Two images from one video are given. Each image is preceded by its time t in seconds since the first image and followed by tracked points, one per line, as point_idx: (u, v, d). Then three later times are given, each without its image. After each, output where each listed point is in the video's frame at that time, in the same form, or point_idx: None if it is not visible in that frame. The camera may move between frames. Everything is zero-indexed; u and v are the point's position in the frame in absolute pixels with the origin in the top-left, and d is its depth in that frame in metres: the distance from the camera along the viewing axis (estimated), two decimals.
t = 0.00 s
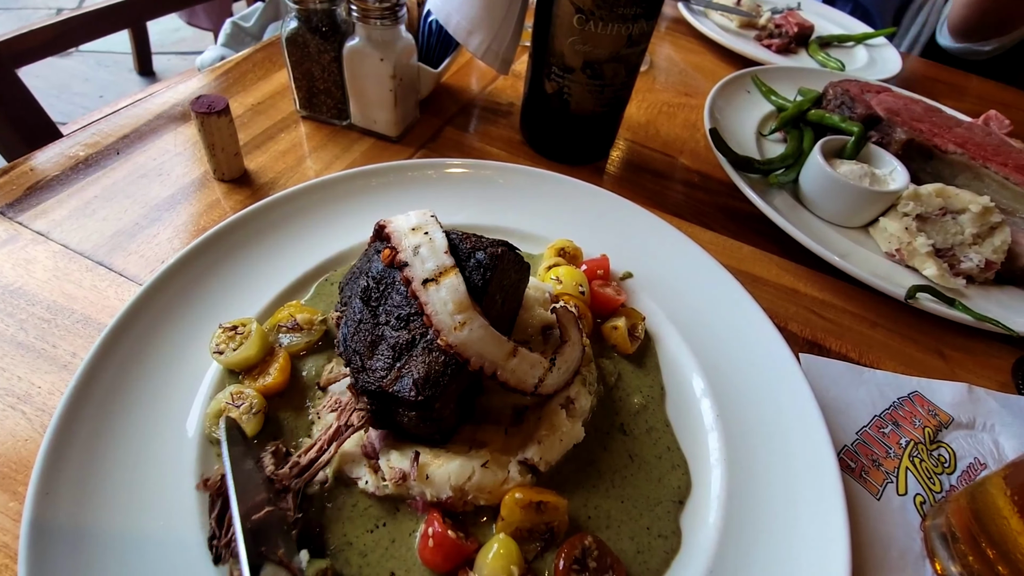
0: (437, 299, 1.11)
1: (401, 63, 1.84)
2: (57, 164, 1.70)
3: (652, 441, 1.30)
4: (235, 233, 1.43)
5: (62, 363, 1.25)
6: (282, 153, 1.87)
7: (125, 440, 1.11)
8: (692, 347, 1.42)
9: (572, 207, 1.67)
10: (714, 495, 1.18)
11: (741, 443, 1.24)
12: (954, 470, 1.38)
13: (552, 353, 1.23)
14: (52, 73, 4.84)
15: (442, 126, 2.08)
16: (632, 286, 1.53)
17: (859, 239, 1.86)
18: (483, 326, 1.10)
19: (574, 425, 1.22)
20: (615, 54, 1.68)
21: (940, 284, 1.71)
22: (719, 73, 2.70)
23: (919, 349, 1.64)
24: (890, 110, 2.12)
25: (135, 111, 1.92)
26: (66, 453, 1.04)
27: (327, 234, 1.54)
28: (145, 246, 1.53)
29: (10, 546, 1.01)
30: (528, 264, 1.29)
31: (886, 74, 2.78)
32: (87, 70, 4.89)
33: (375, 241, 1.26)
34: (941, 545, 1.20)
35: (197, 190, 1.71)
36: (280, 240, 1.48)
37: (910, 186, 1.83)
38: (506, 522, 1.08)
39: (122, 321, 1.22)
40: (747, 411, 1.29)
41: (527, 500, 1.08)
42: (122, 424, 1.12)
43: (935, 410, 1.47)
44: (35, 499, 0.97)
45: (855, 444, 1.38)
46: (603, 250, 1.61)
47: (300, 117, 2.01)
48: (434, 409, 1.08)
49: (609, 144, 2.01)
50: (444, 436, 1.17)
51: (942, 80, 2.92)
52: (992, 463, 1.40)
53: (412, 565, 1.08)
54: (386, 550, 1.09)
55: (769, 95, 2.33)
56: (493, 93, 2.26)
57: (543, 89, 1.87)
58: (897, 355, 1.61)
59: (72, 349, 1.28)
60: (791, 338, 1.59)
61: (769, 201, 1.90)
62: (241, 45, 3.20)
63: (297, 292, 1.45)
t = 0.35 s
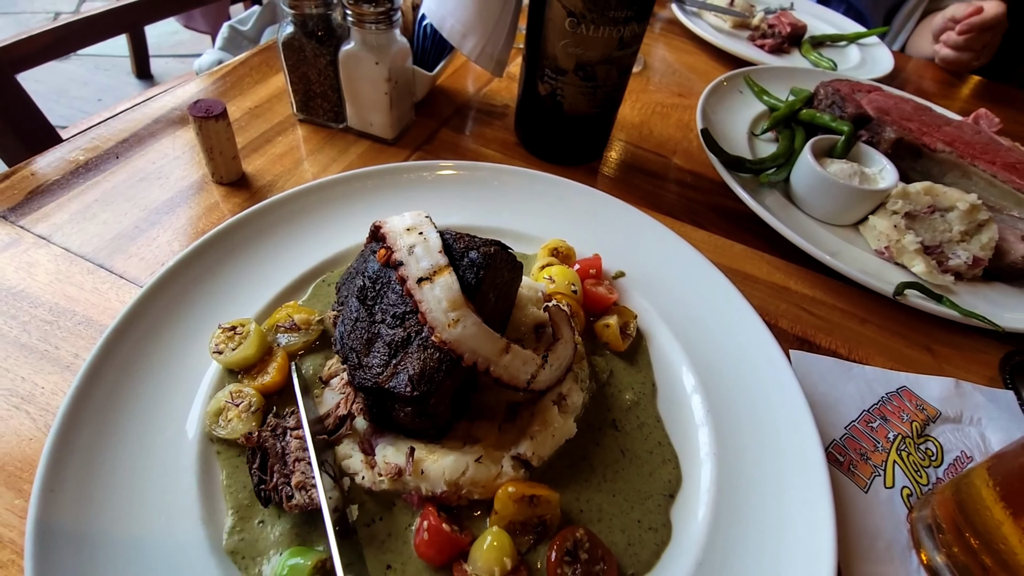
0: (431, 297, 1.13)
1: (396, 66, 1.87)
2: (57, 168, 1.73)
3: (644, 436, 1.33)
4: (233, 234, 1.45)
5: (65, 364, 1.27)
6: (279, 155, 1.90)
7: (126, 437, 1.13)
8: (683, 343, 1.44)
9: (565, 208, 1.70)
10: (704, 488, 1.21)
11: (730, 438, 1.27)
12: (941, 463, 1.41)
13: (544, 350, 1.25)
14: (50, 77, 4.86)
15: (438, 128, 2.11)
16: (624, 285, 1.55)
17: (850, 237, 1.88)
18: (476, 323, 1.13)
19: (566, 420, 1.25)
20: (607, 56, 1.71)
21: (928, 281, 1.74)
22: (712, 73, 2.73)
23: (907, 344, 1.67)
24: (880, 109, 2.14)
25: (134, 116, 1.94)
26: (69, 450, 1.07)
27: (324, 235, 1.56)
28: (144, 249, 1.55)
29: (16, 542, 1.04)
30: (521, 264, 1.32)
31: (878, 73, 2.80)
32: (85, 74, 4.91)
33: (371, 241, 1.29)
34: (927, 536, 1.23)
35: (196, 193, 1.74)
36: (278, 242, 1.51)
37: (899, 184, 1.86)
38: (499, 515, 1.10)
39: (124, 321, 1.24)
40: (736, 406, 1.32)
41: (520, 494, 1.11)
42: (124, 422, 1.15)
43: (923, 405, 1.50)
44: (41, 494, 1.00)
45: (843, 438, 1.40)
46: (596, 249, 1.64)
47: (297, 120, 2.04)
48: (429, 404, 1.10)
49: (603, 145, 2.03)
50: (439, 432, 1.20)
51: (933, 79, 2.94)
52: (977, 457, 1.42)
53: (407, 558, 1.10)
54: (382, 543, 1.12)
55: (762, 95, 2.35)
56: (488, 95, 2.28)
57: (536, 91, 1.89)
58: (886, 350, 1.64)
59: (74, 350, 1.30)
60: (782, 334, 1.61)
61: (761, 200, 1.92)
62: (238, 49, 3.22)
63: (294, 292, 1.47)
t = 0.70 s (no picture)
0: (432, 300, 1.11)
1: (395, 65, 1.85)
2: (53, 171, 1.71)
3: (649, 439, 1.31)
4: (231, 236, 1.43)
5: (61, 368, 1.26)
6: (278, 156, 1.88)
7: (123, 443, 1.11)
8: (687, 344, 1.42)
9: (567, 207, 1.68)
10: (711, 491, 1.19)
11: (737, 440, 1.25)
12: (950, 464, 1.39)
13: (547, 352, 1.24)
14: (48, 79, 4.84)
15: (438, 128, 2.09)
16: (627, 286, 1.53)
17: (854, 235, 1.87)
18: (478, 326, 1.11)
19: (570, 423, 1.23)
20: (607, 54, 1.69)
21: (933, 279, 1.72)
22: (713, 72, 2.71)
23: (914, 343, 1.65)
24: (882, 106, 2.13)
25: (131, 117, 1.92)
26: (65, 457, 1.05)
27: (324, 237, 1.54)
28: (142, 251, 1.54)
29: (11, 551, 1.02)
30: (523, 265, 1.30)
31: (879, 70, 2.79)
32: (83, 77, 4.90)
33: (371, 243, 1.27)
34: (938, 538, 1.21)
35: (194, 195, 1.72)
36: (277, 244, 1.49)
37: (903, 181, 1.84)
38: (504, 521, 1.09)
39: (120, 325, 1.22)
40: (743, 407, 1.30)
41: (524, 498, 1.09)
42: (121, 428, 1.13)
43: (930, 404, 1.48)
44: (36, 503, 0.98)
45: (850, 439, 1.38)
46: (598, 249, 1.62)
47: (295, 121, 2.02)
48: (430, 409, 1.08)
49: (604, 143, 2.02)
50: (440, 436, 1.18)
51: (935, 76, 2.93)
52: (987, 456, 1.41)
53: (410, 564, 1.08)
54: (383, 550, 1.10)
55: (763, 93, 2.34)
56: (488, 94, 2.26)
57: (536, 90, 1.88)
58: (892, 349, 1.62)
59: (70, 354, 1.28)
60: (787, 334, 1.60)
61: (764, 198, 1.91)
62: (236, 50, 3.20)
63: (293, 295, 1.45)
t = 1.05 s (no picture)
0: (422, 288, 1.13)
1: (389, 63, 1.87)
2: (51, 169, 1.73)
3: (638, 427, 1.33)
4: (227, 231, 1.46)
5: (59, 361, 1.28)
6: (273, 154, 1.90)
7: (119, 432, 1.14)
8: (677, 334, 1.45)
9: (559, 202, 1.70)
10: (699, 477, 1.21)
11: (725, 428, 1.27)
12: (936, 452, 1.41)
13: (537, 341, 1.26)
14: (46, 82, 4.87)
15: (432, 126, 2.11)
16: (618, 278, 1.56)
17: (844, 228, 1.89)
18: (468, 314, 1.13)
19: (560, 411, 1.25)
20: (598, 51, 1.71)
21: (922, 271, 1.74)
22: (707, 69, 2.74)
23: (902, 334, 1.67)
24: (872, 101, 2.15)
25: (128, 116, 1.95)
26: (62, 446, 1.08)
27: (318, 232, 1.56)
28: (139, 247, 1.56)
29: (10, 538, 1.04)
30: (513, 257, 1.31)
31: (871, 67, 2.81)
32: (83, 80, 4.92)
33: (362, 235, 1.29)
34: (922, 524, 1.23)
35: (191, 192, 1.74)
36: (272, 239, 1.51)
37: (892, 174, 1.86)
38: (494, 506, 1.11)
39: (116, 318, 1.25)
40: (731, 395, 1.32)
41: (514, 484, 1.11)
42: (117, 418, 1.16)
43: (918, 394, 1.50)
44: (33, 490, 1.01)
45: (838, 428, 1.40)
46: (589, 243, 1.64)
47: (291, 119, 2.04)
48: (421, 395, 1.10)
49: (597, 139, 2.04)
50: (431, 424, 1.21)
51: (927, 72, 2.95)
52: (973, 444, 1.42)
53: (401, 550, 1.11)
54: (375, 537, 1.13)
55: (755, 89, 2.36)
56: (483, 92, 2.29)
57: (528, 87, 1.90)
58: (881, 340, 1.64)
59: (68, 347, 1.30)
60: (776, 326, 1.61)
61: (755, 193, 1.92)
62: (233, 51, 3.22)
63: (287, 288, 1.48)
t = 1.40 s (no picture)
0: (414, 294, 1.12)
1: (383, 66, 1.86)
2: (43, 176, 1.72)
3: (635, 433, 1.32)
4: (220, 237, 1.45)
5: (50, 371, 1.26)
6: (267, 159, 1.89)
7: (109, 443, 1.12)
8: (674, 338, 1.43)
9: (555, 205, 1.69)
10: (697, 483, 1.20)
11: (723, 433, 1.25)
12: (937, 454, 1.39)
13: (532, 347, 1.24)
14: (43, 88, 4.85)
15: (427, 129, 2.10)
16: (615, 282, 1.54)
17: (842, 228, 1.88)
18: (460, 321, 1.12)
19: (555, 418, 1.24)
20: (593, 52, 1.70)
21: (921, 271, 1.73)
22: (703, 70, 2.73)
23: (902, 335, 1.66)
24: (869, 101, 2.14)
25: (121, 122, 1.93)
26: (52, 458, 1.06)
27: (312, 238, 1.55)
28: (131, 254, 1.55)
29: None
30: (509, 262, 1.30)
31: (868, 66, 2.80)
32: (79, 84, 4.92)
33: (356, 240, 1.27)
34: (924, 527, 1.21)
35: (184, 198, 1.73)
36: (265, 245, 1.50)
37: (890, 174, 1.85)
38: (490, 514, 1.09)
39: (108, 326, 1.23)
40: (729, 400, 1.31)
41: (510, 492, 1.10)
42: (108, 428, 1.14)
43: (918, 396, 1.48)
44: (22, 502, 0.99)
45: (838, 430, 1.39)
46: (586, 246, 1.63)
47: (285, 123, 2.03)
48: (414, 404, 1.09)
49: (593, 141, 2.03)
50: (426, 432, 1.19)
51: (924, 70, 2.94)
52: (974, 446, 1.41)
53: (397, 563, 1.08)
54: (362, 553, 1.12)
55: (752, 90, 2.35)
56: (478, 94, 2.27)
57: (523, 89, 1.88)
58: (880, 341, 1.63)
59: (60, 357, 1.29)
60: (775, 328, 1.60)
61: (753, 193, 1.91)
62: (228, 55, 3.21)
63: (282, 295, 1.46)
